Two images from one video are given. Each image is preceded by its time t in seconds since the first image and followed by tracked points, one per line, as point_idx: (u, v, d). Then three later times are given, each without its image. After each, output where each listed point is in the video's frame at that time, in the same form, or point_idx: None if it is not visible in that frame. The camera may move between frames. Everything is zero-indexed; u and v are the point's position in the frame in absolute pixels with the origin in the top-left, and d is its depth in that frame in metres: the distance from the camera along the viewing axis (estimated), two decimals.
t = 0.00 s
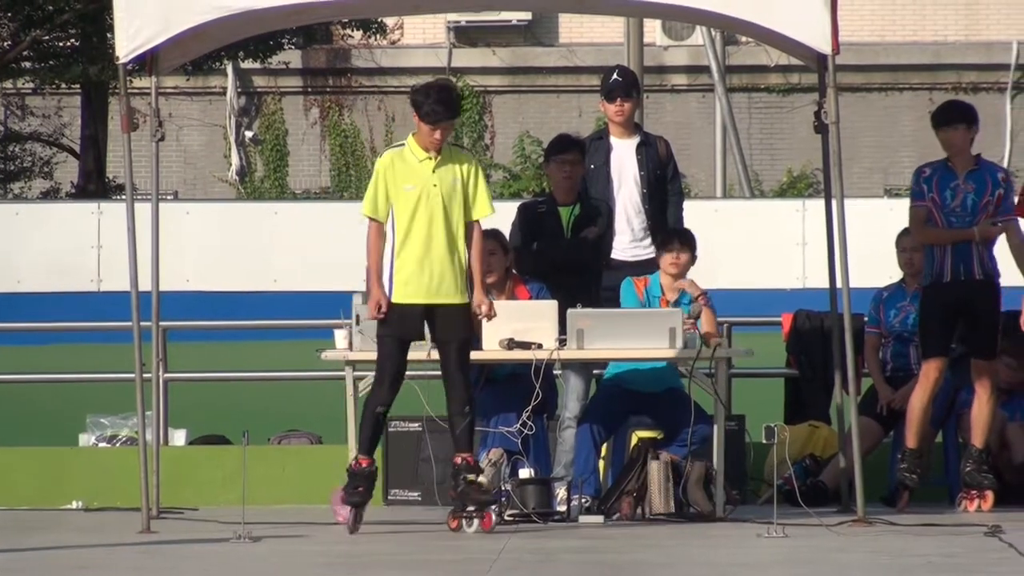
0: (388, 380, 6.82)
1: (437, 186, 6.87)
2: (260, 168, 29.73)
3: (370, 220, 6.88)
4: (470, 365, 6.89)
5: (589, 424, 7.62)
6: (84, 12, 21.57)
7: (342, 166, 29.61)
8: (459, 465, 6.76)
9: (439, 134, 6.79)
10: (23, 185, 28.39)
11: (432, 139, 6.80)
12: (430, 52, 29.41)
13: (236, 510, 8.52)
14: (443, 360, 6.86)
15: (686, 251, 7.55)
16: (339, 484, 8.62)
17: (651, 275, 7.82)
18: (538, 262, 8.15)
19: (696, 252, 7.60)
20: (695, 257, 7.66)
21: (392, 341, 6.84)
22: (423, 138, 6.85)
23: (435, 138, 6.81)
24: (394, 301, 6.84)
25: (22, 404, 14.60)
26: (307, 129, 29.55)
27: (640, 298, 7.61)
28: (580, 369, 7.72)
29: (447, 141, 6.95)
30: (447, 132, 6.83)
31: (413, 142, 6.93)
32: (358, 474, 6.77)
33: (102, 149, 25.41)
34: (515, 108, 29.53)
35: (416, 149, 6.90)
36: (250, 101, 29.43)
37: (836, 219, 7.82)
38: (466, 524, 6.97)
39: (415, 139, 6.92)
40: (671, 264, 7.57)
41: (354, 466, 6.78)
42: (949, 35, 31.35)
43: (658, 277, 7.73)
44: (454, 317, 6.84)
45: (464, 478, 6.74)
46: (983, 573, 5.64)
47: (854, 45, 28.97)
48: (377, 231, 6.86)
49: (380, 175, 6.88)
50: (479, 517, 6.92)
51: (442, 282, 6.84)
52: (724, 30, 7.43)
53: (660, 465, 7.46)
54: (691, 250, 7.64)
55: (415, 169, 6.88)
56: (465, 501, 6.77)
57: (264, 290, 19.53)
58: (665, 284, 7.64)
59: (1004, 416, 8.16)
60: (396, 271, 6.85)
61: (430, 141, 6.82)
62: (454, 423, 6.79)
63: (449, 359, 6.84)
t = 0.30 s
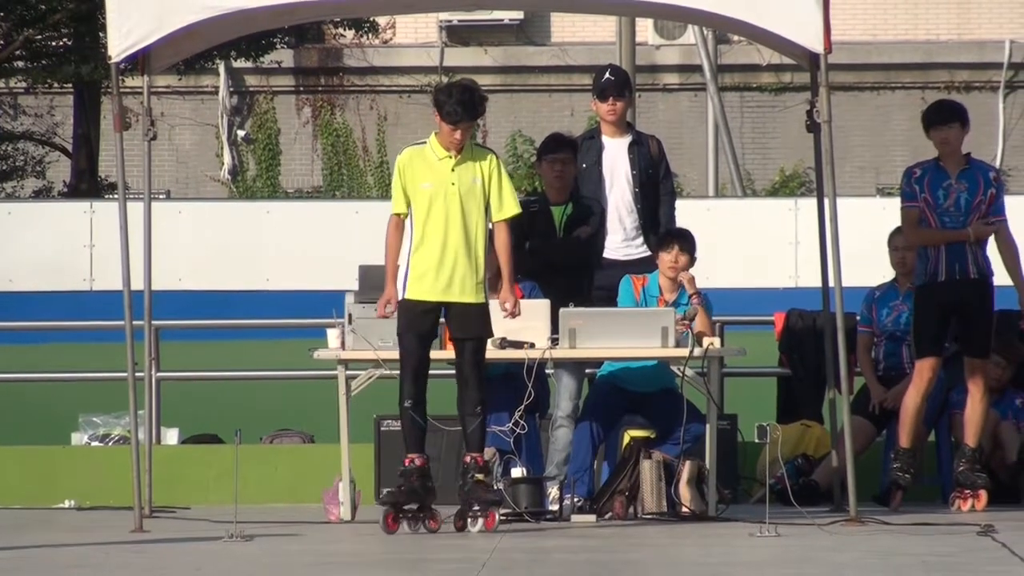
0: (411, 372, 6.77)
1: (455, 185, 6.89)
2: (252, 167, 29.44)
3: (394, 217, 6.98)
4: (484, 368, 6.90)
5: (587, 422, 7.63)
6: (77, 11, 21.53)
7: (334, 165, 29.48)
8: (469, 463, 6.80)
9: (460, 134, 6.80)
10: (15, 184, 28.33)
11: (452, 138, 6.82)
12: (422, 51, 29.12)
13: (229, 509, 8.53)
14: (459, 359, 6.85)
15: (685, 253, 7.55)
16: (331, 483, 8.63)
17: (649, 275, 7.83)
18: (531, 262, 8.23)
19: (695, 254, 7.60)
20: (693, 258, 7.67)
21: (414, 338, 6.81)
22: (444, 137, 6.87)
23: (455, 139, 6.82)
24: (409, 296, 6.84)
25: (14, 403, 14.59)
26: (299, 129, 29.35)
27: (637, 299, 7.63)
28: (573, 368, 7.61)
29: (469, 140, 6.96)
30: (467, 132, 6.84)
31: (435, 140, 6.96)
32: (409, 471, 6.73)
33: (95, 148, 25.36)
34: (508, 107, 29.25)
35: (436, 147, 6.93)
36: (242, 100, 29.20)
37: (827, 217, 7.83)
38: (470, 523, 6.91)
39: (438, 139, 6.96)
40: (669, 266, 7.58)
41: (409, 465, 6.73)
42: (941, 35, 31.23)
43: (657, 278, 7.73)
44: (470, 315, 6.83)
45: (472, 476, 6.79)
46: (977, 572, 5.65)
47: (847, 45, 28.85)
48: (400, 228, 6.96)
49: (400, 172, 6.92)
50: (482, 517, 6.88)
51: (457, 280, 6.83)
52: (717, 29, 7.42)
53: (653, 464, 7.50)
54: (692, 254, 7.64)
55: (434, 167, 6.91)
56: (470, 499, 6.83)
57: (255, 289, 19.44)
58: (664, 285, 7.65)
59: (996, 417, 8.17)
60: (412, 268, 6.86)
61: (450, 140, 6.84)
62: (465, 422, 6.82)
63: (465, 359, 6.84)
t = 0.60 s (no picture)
0: (431, 379, 6.82)
1: (459, 187, 6.90)
2: (247, 170, 29.38)
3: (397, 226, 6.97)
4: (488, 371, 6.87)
5: (582, 426, 7.66)
6: (73, 14, 21.52)
7: (329, 167, 29.44)
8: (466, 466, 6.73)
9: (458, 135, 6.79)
10: (10, 186, 28.34)
11: (450, 139, 6.82)
12: (416, 54, 29.06)
13: (223, 511, 8.51)
14: (465, 363, 6.85)
15: (681, 256, 7.55)
16: (324, 486, 8.62)
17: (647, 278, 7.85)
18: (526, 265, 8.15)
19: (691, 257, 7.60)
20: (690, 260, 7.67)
21: (432, 343, 6.84)
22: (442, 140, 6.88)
23: (453, 140, 6.81)
24: (422, 301, 6.85)
25: (11, 405, 14.61)
26: (294, 131, 29.26)
27: (632, 301, 7.66)
28: (567, 371, 7.58)
29: (468, 141, 6.97)
30: (466, 132, 6.83)
31: (435, 144, 6.97)
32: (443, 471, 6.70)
33: (89, 150, 25.36)
34: (501, 110, 29.19)
35: (437, 151, 6.94)
36: (236, 103, 29.09)
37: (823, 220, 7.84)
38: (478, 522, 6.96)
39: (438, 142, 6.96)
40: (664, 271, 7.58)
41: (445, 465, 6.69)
42: (936, 38, 31.16)
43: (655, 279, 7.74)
44: (481, 317, 6.83)
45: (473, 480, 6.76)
46: None
47: (842, 48, 28.81)
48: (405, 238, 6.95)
49: (402, 180, 6.94)
50: (480, 519, 6.87)
51: (467, 281, 6.84)
52: (711, 32, 7.43)
53: (647, 468, 7.48)
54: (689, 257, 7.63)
55: (436, 172, 6.92)
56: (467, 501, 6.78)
57: (249, 291, 19.43)
58: (660, 289, 7.66)
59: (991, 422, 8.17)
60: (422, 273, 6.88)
61: (449, 142, 6.84)
62: (467, 424, 6.81)
63: (469, 363, 6.83)
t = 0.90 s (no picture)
0: (428, 377, 6.80)
1: (456, 185, 6.90)
2: (241, 167, 29.40)
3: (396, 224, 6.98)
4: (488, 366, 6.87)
5: (575, 422, 7.62)
6: (67, 12, 21.49)
7: (323, 165, 29.41)
8: (467, 464, 6.77)
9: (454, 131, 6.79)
10: (4, 184, 28.31)
11: (445, 136, 6.81)
12: (411, 51, 28.92)
13: (218, 509, 8.51)
14: (465, 360, 6.84)
15: (670, 252, 7.58)
16: (319, 483, 8.63)
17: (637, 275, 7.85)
18: (520, 263, 8.16)
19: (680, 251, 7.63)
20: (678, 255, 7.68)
21: (428, 342, 6.82)
22: (438, 139, 6.88)
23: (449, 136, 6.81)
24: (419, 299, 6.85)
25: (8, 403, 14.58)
26: (288, 129, 29.27)
27: (624, 299, 7.66)
28: (562, 369, 7.67)
29: (464, 137, 6.96)
30: (460, 128, 6.83)
31: (432, 141, 6.97)
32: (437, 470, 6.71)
33: (84, 149, 25.34)
34: (495, 108, 29.10)
35: (434, 150, 6.95)
36: (231, 100, 29.09)
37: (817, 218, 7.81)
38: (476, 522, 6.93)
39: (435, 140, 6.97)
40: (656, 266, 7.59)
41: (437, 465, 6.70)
42: (931, 34, 31.13)
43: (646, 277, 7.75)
44: (479, 313, 6.83)
45: (472, 477, 6.77)
46: (966, 573, 5.66)
47: (836, 44, 28.78)
48: (405, 236, 6.93)
49: (400, 178, 6.95)
50: (483, 517, 6.87)
51: (465, 279, 6.83)
52: (705, 29, 7.43)
53: (642, 465, 7.52)
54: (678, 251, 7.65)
55: (433, 170, 6.92)
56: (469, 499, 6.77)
57: (243, 289, 19.41)
58: (651, 284, 7.65)
59: (987, 418, 8.18)
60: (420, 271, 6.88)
61: (444, 140, 6.84)
62: (468, 423, 6.84)
63: (469, 358, 6.82)
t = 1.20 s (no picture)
0: (426, 376, 6.80)
1: (454, 183, 6.88)
2: (237, 166, 29.32)
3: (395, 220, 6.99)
4: (491, 363, 6.88)
5: (572, 421, 7.66)
6: (63, 10, 21.47)
7: (318, 164, 29.38)
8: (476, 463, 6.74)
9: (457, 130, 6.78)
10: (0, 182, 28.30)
11: (445, 134, 6.81)
12: (406, 50, 29.00)
13: (215, 507, 8.50)
14: (467, 358, 6.85)
15: (645, 247, 7.57)
16: (315, 482, 8.62)
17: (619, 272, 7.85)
18: (516, 262, 8.16)
19: (657, 245, 7.62)
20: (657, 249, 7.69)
21: (426, 341, 6.84)
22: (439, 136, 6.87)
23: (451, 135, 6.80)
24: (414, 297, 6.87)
25: (4, 401, 14.56)
26: (284, 127, 29.22)
27: (607, 296, 7.65)
28: (557, 367, 7.62)
29: (464, 134, 6.94)
30: (461, 126, 6.82)
31: (432, 138, 6.95)
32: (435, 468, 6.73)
33: (79, 147, 25.34)
34: (492, 106, 29.06)
35: (434, 146, 6.93)
36: (227, 99, 29.01)
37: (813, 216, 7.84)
38: (482, 523, 6.89)
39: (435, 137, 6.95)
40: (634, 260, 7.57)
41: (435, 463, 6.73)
42: (927, 32, 31.11)
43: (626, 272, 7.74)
44: (476, 311, 6.83)
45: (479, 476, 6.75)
46: (961, 572, 5.65)
47: (832, 43, 28.77)
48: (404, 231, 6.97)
49: (398, 173, 6.94)
50: (493, 516, 6.86)
51: (459, 277, 6.84)
52: (700, 28, 7.44)
53: (638, 463, 7.50)
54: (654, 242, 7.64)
55: (431, 167, 6.91)
56: (481, 500, 6.79)
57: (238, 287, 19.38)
58: (633, 279, 7.66)
59: (981, 417, 8.19)
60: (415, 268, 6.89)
61: (444, 137, 6.83)
62: (475, 421, 6.82)
63: (473, 356, 6.83)
